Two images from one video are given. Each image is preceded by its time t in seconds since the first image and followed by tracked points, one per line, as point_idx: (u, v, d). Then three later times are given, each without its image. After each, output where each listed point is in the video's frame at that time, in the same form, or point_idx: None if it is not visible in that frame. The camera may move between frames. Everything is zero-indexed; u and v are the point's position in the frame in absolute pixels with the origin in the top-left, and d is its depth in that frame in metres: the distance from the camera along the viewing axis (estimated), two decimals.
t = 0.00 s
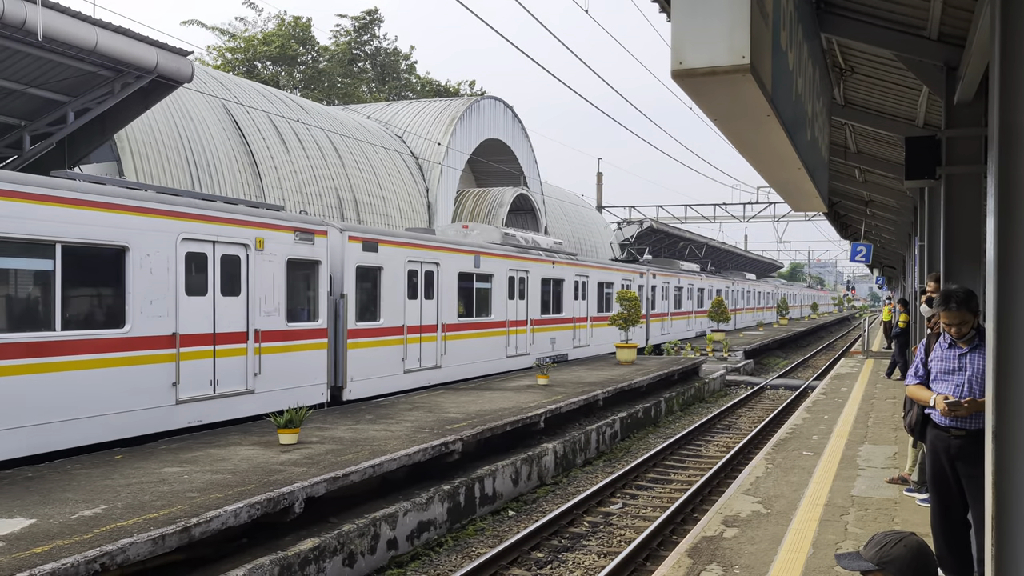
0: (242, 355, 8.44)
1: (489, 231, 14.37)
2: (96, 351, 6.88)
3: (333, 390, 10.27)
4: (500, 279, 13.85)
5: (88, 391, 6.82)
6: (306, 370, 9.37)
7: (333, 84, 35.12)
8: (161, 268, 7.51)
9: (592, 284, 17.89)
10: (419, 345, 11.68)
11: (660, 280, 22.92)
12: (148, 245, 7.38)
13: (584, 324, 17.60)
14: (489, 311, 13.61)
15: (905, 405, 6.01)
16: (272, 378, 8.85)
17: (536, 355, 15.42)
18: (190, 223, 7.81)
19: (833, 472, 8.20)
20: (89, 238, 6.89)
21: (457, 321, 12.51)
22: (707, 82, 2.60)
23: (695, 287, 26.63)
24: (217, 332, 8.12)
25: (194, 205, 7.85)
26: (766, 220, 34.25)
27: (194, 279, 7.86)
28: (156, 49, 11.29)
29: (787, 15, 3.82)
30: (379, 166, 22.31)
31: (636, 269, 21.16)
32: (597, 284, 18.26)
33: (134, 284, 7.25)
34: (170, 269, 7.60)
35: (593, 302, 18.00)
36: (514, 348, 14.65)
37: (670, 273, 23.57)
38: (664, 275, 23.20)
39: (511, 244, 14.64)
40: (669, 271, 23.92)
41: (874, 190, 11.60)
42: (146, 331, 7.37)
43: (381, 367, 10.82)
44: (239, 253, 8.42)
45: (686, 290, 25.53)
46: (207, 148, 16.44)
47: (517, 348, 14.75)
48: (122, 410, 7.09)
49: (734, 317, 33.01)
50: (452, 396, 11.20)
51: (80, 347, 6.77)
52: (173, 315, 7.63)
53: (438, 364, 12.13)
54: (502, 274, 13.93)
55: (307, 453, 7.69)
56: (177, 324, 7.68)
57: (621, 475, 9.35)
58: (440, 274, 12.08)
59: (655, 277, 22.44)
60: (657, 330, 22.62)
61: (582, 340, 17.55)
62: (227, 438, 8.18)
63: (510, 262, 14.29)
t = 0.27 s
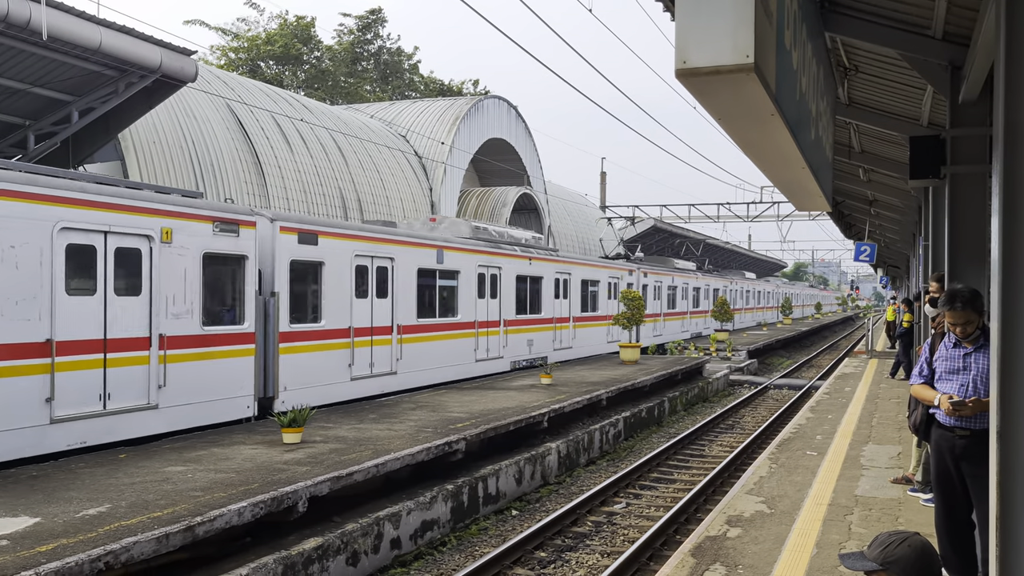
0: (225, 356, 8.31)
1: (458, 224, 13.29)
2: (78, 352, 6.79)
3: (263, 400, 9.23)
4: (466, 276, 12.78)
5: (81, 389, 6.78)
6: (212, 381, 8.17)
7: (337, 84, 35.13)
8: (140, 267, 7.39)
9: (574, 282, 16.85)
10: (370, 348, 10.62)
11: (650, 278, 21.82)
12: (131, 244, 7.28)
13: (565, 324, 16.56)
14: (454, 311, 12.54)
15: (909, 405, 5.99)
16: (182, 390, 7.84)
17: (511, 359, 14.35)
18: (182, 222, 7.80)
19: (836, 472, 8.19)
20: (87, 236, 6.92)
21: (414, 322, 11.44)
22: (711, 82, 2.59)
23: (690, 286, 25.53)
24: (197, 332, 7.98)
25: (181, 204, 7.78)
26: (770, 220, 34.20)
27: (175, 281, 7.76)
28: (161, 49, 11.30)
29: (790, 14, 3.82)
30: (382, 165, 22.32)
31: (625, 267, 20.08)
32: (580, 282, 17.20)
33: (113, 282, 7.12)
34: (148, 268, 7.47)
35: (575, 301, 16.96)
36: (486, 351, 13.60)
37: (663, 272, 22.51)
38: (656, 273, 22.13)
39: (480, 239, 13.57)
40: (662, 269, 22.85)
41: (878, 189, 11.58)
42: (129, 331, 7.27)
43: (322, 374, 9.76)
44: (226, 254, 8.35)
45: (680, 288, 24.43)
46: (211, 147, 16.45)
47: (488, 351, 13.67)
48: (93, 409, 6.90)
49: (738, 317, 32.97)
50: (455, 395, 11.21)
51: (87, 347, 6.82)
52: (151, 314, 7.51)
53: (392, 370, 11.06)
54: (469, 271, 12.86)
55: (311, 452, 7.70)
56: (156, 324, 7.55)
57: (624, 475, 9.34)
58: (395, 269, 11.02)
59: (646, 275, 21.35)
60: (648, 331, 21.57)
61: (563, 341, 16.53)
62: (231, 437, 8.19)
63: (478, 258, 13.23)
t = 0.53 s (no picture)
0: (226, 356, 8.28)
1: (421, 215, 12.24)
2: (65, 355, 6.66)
3: (172, 415, 7.99)
4: (428, 272, 11.67)
5: (28, 400, 6.31)
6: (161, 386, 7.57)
7: (341, 83, 35.15)
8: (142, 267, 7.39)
9: (553, 281, 15.82)
10: (310, 353, 9.41)
11: (638, 276, 20.76)
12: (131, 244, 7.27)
13: (543, 325, 15.54)
14: (414, 310, 11.43)
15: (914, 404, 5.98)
16: (58, 408, 6.61)
17: (480, 362, 13.28)
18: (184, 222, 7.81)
19: (841, 471, 8.18)
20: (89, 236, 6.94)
21: (365, 323, 10.28)
22: (716, 81, 2.59)
23: (682, 285, 24.54)
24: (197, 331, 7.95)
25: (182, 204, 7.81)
26: (775, 219, 34.16)
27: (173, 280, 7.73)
28: (165, 48, 11.32)
29: (795, 13, 3.82)
30: (387, 164, 22.34)
31: (610, 263, 19.05)
32: (560, 280, 16.18)
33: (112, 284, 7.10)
34: (148, 267, 7.45)
35: (554, 300, 15.96)
36: (451, 355, 12.48)
37: (653, 270, 21.51)
38: (644, 270, 21.09)
39: (446, 231, 12.48)
40: (651, 268, 21.80)
41: (883, 188, 11.55)
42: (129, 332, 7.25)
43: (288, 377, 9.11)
44: (226, 254, 8.33)
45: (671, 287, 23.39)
46: (216, 146, 16.48)
47: (454, 354, 12.58)
48: (15, 424, 6.23)
49: (742, 316, 32.94)
50: (460, 394, 11.21)
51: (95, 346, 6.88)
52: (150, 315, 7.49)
53: (338, 376, 9.89)
54: (431, 266, 11.77)
55: (315, 451, 7.71)
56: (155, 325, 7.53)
57: (629, 474, 9.34)
58: (341, 264, 9.87)
59: (634, 273, 20.27)
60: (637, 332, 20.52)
61: (541, 343, 15.49)
62: (235, 436, 8.20)
63: (442, 252, 12.12)
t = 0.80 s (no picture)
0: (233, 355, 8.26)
1: (375, 206, 10.86)
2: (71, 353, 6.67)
3: (46, 436, 6.75)
4: (406, 268, 11.05)
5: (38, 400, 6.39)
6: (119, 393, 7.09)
7: (344, 82, 35.17)
8: (154, 265, 7.43)
9: (528, 278, 14.62)
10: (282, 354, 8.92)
11: (628, 274, 19.57)
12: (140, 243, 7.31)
13: (518, 324, 14.40)
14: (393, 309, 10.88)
15: (918, 403, 5.97)
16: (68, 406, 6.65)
17: (442, 366, 12.01)
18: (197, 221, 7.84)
19: (844, 470, 8.18)
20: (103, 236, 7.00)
21: (299, 325, 9.07)
22: (719, 79, 2.58)
23: (674, 284, 23.44)
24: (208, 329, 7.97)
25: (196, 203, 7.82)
26: (778, 218, 34.13)
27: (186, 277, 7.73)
28: (169, 47, 11.33)
29: (799, 12, 3.81)
30: (390, 162, 22.35)
31: (595, 260, 17.93)
32: (537, 277, 15.00)
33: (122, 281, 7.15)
34: (158, 266, 7.47)
35: (531, 299, 14.75)
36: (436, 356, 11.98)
37: (643, 267, 20.36)
38: (633, 267, 19.89)
39: (403, 223, 11.19)
40: (640, 265, 20.63)
41: (887, 187, 11.54)
42: (137, 329, 7.26)
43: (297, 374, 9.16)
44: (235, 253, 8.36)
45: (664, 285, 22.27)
46: (219, 145, 16.49)
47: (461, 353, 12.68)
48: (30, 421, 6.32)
49: (745, 315, 32.91)
50: (462, 393, 11.21)
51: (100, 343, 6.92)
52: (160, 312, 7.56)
53: (265, 385, 8.67)
54: (382, 261, 10.52)
55: (318, 449, 7.71)
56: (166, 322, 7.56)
57: (631, 473, 9.34)
58: (311, 261, 9.32)
59: (622, 270, 19.07)
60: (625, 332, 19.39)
61: (515, 344, 14.29)
62: (239, 435, 8.20)
63: (397, 245, 10.86)
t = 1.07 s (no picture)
0: (234, 355, 8.29)
1: (319, 193, 9.99)
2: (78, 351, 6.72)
3: None
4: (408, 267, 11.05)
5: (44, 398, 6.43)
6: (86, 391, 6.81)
7: (346, 81, 35.18)
8: (161, 265, 7.49)
9: (501, 276, 13.56)
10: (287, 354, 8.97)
11: (614, 272, 18.46)
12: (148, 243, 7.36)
13: (489, 327, 13.34)
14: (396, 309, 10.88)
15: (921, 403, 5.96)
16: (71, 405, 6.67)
17: (423, 370, 11.49)
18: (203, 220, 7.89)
19: (848, 469, 8.17)
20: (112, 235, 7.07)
21: (262, 326, 8.61)
22: (723, 77, 2.58)
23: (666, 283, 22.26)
24: (213, 330, 8.05)
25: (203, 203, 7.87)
26: (781, 216, 34.10)
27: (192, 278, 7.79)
28: (172, 46, 11.35)
29: (802, 10, 3.80)
30: (393, 161, 22.35)
31: (578, 257, 16.87)
32: (511, 276, 13.92)
33: (130, 281, 7.20)
34: (163, 266, 7.53)
35: (503, 298, 13.66)
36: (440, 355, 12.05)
37: (631, 265, 19.29)
38: (621, 264, 18.79)
39: (349, 215, 10.15)
40: (629, 262, 19.50)
41: (891, 186, 11.53)
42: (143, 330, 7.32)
43: (301, 373, 9.20)
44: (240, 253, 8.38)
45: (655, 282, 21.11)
46: (222, 144, 16.50)
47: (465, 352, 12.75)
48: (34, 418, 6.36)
49: (749, 314, 32.87)
50: (466, 392, 11.21)
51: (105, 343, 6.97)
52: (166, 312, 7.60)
53: (171, 399, 7.59)
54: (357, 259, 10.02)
55: (321, 449, 7.71)
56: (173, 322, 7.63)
57: (634, 472, 9.34)
58: (315, 262, 9.35)
59: (608, 267, 17.97)
60: (611, 333, 18.31)
61: (483, 349, 13.20)
62: (242, 434, 8.21)
63: (400, 245, 10.87)
